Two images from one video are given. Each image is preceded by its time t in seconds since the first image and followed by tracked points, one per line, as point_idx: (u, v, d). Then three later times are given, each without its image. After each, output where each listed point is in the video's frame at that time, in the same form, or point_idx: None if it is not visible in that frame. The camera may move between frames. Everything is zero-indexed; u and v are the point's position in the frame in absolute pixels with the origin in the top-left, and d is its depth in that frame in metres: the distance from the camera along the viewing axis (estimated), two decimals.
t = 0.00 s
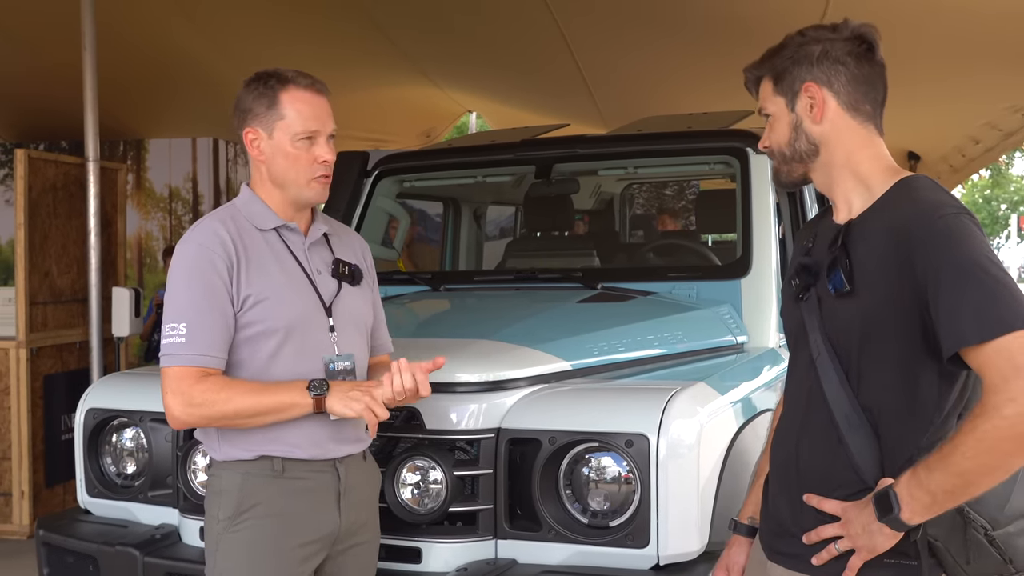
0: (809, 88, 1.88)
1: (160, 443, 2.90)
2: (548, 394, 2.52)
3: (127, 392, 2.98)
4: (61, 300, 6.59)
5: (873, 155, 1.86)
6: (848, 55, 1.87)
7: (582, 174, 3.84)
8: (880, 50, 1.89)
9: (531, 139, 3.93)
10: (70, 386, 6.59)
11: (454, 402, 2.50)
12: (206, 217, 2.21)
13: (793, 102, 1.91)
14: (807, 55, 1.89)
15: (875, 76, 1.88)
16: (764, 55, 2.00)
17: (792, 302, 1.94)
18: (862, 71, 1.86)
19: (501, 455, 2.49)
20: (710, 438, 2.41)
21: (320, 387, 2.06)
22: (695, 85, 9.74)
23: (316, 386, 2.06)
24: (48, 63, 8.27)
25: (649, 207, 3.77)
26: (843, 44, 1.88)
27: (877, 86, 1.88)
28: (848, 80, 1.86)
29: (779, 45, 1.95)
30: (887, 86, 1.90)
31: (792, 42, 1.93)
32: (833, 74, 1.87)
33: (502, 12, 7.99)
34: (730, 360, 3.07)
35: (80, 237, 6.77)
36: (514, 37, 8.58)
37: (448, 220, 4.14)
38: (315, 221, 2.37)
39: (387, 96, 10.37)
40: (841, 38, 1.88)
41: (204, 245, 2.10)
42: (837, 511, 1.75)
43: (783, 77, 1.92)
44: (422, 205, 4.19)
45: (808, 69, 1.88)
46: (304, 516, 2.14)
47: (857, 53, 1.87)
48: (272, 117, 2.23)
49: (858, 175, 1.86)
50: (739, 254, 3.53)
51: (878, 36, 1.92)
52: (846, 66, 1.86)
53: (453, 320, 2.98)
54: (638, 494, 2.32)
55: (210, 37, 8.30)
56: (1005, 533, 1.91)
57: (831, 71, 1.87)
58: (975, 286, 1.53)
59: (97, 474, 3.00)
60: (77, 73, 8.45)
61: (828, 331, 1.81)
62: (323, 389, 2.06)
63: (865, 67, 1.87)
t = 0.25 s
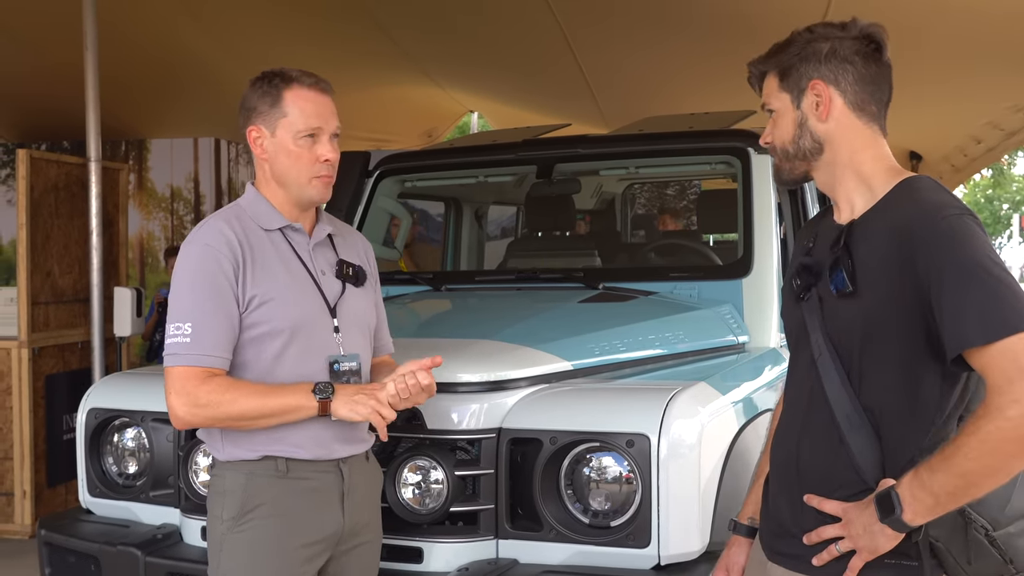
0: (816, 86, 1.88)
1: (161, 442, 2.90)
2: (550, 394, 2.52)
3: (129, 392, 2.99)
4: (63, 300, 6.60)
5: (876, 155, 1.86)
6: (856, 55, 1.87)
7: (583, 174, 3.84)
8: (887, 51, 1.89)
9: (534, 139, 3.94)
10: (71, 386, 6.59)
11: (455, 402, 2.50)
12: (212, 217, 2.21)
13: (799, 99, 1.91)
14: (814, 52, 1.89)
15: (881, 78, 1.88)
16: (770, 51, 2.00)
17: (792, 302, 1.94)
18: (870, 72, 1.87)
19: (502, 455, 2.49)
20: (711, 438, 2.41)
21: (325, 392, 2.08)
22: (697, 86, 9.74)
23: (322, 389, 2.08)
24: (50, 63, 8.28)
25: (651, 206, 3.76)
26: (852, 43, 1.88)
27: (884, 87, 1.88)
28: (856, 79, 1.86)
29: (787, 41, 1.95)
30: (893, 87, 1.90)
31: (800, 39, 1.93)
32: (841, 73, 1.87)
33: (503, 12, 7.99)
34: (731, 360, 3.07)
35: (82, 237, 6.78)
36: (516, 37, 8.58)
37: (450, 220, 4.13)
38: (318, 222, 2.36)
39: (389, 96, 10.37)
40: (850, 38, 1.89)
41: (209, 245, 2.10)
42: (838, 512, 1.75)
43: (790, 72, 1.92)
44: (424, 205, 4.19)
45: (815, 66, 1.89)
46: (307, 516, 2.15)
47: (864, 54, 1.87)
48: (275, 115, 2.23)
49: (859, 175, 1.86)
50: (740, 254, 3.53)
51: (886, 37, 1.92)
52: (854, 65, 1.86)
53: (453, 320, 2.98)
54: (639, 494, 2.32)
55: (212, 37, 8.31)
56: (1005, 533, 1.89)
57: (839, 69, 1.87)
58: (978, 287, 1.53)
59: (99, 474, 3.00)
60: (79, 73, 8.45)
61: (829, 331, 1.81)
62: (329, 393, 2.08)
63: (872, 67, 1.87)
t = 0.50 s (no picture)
0: (820, 85, 1.88)
1: (162, 444, 2.90)
2: (550, 395, 2.52)
3: (129, 393, 2.99)
4: (63, 301, 6.61)
5: (877, 156, 1.86)
6: (861, 55, 1.87)
7: (583, 175, 3.84)
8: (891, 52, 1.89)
9: (535, 140, 3.92)
10: (72, 387, 6.60)
11: (457, 402, 2.50)
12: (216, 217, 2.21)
13: (802, 98, 1.91)
14: (819, 51, 1.89)
15: (885, 81, 1.88)
16: (775, 48, 2.00)
17: (791, 303, 1.94)
18: (874, 73, 1.87)
19: (503, 456, 2.49)
20: (712, 439, 2.41)
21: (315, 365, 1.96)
22: (698, 87, 9.74)
23: (309, 363, 1.96)
24: (51, 65, 8.28)
25: (652, 207, 3.74)
26: (857, 44, 1.88)
27: (887, 87, 1.88)
28: (860, 80, 1.86)
29: (791, 38, 1.95)
30: (898, 89, 1.90)
31: (806, 36, 1.93)
32: (845, 73, 1.87)
33: (503, 13, 8.00)
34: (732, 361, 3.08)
35: (83, 238, 6.78)
36: (517, 38, 8.58)
37: (450, 221, 4.14)
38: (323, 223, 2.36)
39: (390, 97, 10.38)
40: (856, 38, 1.89)
41: (212, 247, 2.10)
42: (837, 513, 1.75)
43: (794, 71, 1.92)
44: (424, 206, 4.19)
45: (819, 65, 1.88)
46: (309, 518, 2.14)
47: (868, 54, 1.88)
48: (275, 110, 2.27)
49: (860, 176, 1.86)
50: (741, 255, 3.53)
51: (892, 39, 1.92)
52: (858, 66, 1.87)
53: (454, 321, 2.98)
54: (640, 495, 2.33)
55: (213, 38, 8.32)
56: (1005, 534, 1.87)
57: (843, 69, 1.87)
58: (979, 288, 1.53)
59: (99, 475, 3.00)
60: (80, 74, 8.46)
61: (828, 332, 1.80)
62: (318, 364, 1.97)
63: (877, 69, 1.87)
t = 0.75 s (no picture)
0: (820, 85, 1.88)
1: (162, 444, 2.91)
2: (550, 396, 2.52)
3: (129, 393, 2.99)
4: (63, 302, 6.60)
5: (876, 157, 1.86)
6: (860, 56, 1.87)
7: (583, 176, 3.84)
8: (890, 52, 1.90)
9: (534, 140, 3.92)
10: (72, 388, 6.60)
11: (457, 403, 2.50)
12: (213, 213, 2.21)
13: (802, 98, 1.91)
14: (818, 52, 1.89)
15: (883, 84, 1.88)
16: (774, 49, 2.00)
17: (789, 303, 1.94)
18: (873, 73, 1.87)
19: (502, 457, 2.49)
20: (712, 440, 2.41)
21: (298, 319, 1.90)
22: (698, 87, 9.74)
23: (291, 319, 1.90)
24: (51, 66, 8.28)
25: (652, 208, 3.74)
26: (856, 44, 1.88)
27: (886, 88, 1.88)
28: (859, 80, 1.86)
29: (791, 38, 1.95)
30: (897, 90, 1.90)
31: (805, 37, 1.93)
32: (844, 73, 1.87)
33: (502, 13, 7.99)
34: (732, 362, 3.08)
35: (83, 238, 6.77)
36: (517, 38, 8.58)
37: (450, 220, 4.19)
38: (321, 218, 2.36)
39: (390, 97, 10.38)
40: (855, 38, 1.89)
41: (210, 240, 2.10)
42: (835, 513, 1.74)
43: (793, 71, 1.92)
44: (424, 206, 4.20)
45: (819, 65, 1.88)
46: (306, 518, 2.14)
47: (867, 54, 1.88)
48: (268, 105, 2.27)
49: (858, 176, 1.86)
50: (741, 256, 3.53)
51: (891, 40, 1.92)
52: (857, 66, 1.87)
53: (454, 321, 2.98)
54: (639, 496, 2.33)
55: (213, 38, 8.31)
56: (1001, 534, 1.97)
57: (842, 69, 1.87)
58: (975, 289, 1.53)
59: (99, 476, 3.00)
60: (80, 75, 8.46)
61: (825, 332, 1.80)
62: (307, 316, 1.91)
63: (876, 69, 1.87)
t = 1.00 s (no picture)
0: (819, 85, 1.88)
1: (161, 444, 2.91)
2: (549, 396, 2.52)
3: (129, 394, 2.99)
4: (63, 302, 6.60)
5: (873, 158, 1.86)
6: (859, 56, 1.87)
7: (582, 176, 3.83)
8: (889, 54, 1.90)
9: (533, 140, 3.93)
10: (72, 388, 6.60)
11: (456, 404, 2.50)
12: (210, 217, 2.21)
13: (801, 98, 1.90)
14: (818, 51, 1.89)
15: (881, 85, 1.88)
16: (773, 48, 1.99)
17: (785, 302, 1.93)
18: (873, 74, 1.87)
19: (501, 457, 2.48)
20: (711, 439, 2.41)
21: (283, 321, 1.85)
22: (697, 87, 9.74)
23: (276, 323, 1.85)
24: (50, 66, 8.29)
25: (651, 208, 3.73)
26: (856, 44, 1.88)
27: (885, 89, 1.88)
28: (858, 80, 1.86)
29: (790, 38, 1.95)
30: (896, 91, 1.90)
31: (805, 36, 1.92)
32: (843, 73, 1.87)
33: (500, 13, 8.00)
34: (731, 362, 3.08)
35: (82, 239, 6.77)
36: (516, 39, 8.59)
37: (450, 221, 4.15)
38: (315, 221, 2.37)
39: (389, 98, 10.38)
40: (854, 38, 1.89)
41: (208, 242, 2.10)
42: (830, 512, 1.74)
43: (792, 71, 1.92)
44: (423, 207, 4.18)
45: (818, 65, 1.88)
46: (306, 519, 2.14)
47: (866, 55, 1.87)
48: (272, 109, 2.26)
49: (855, 176, 1.86)
50: (740, 256, 3.53)
51: (891, 41, 1.92)
52: (856, 67, 1.86)
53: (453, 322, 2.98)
54: (638, 496, 2.32)
55: (212, 39, 8.32)
56: (997, 534, 1.90)
57: (841, 69, 1.87)
58: (971, 287, 1.53)
59: (98, 476, 3.00)
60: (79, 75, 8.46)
61: (821, 330, 1.80)
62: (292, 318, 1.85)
63: (875, 70, 1.87)
